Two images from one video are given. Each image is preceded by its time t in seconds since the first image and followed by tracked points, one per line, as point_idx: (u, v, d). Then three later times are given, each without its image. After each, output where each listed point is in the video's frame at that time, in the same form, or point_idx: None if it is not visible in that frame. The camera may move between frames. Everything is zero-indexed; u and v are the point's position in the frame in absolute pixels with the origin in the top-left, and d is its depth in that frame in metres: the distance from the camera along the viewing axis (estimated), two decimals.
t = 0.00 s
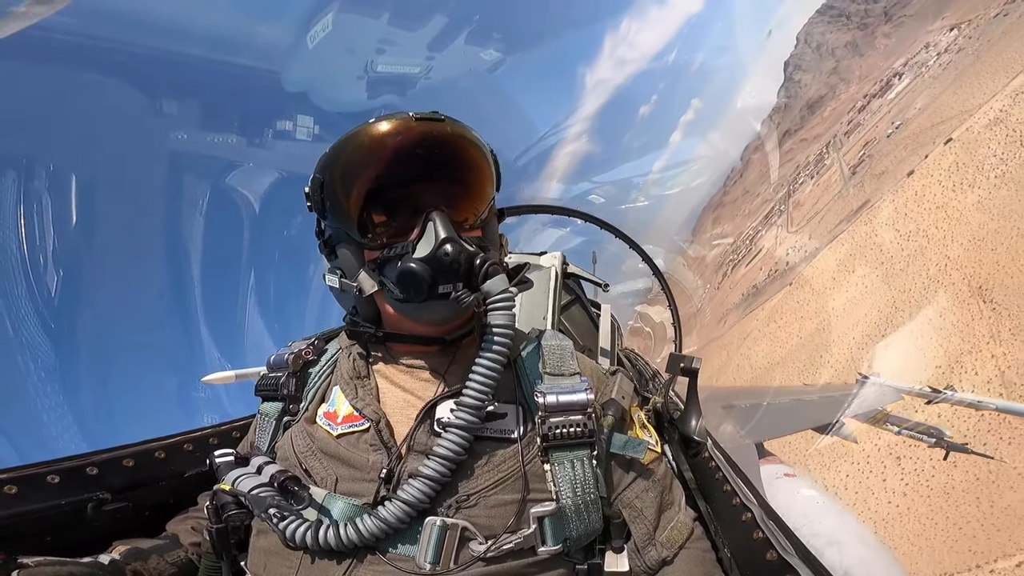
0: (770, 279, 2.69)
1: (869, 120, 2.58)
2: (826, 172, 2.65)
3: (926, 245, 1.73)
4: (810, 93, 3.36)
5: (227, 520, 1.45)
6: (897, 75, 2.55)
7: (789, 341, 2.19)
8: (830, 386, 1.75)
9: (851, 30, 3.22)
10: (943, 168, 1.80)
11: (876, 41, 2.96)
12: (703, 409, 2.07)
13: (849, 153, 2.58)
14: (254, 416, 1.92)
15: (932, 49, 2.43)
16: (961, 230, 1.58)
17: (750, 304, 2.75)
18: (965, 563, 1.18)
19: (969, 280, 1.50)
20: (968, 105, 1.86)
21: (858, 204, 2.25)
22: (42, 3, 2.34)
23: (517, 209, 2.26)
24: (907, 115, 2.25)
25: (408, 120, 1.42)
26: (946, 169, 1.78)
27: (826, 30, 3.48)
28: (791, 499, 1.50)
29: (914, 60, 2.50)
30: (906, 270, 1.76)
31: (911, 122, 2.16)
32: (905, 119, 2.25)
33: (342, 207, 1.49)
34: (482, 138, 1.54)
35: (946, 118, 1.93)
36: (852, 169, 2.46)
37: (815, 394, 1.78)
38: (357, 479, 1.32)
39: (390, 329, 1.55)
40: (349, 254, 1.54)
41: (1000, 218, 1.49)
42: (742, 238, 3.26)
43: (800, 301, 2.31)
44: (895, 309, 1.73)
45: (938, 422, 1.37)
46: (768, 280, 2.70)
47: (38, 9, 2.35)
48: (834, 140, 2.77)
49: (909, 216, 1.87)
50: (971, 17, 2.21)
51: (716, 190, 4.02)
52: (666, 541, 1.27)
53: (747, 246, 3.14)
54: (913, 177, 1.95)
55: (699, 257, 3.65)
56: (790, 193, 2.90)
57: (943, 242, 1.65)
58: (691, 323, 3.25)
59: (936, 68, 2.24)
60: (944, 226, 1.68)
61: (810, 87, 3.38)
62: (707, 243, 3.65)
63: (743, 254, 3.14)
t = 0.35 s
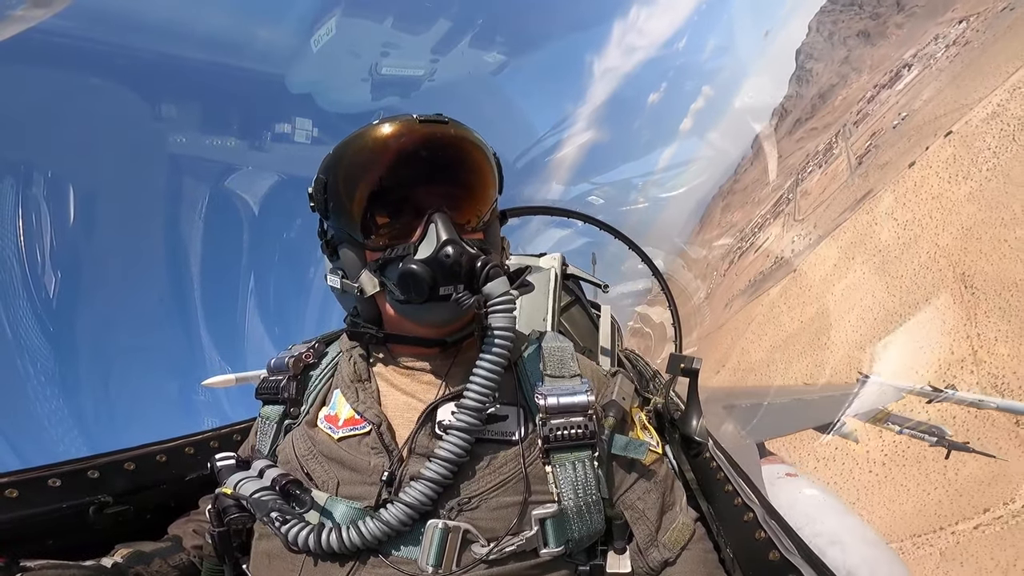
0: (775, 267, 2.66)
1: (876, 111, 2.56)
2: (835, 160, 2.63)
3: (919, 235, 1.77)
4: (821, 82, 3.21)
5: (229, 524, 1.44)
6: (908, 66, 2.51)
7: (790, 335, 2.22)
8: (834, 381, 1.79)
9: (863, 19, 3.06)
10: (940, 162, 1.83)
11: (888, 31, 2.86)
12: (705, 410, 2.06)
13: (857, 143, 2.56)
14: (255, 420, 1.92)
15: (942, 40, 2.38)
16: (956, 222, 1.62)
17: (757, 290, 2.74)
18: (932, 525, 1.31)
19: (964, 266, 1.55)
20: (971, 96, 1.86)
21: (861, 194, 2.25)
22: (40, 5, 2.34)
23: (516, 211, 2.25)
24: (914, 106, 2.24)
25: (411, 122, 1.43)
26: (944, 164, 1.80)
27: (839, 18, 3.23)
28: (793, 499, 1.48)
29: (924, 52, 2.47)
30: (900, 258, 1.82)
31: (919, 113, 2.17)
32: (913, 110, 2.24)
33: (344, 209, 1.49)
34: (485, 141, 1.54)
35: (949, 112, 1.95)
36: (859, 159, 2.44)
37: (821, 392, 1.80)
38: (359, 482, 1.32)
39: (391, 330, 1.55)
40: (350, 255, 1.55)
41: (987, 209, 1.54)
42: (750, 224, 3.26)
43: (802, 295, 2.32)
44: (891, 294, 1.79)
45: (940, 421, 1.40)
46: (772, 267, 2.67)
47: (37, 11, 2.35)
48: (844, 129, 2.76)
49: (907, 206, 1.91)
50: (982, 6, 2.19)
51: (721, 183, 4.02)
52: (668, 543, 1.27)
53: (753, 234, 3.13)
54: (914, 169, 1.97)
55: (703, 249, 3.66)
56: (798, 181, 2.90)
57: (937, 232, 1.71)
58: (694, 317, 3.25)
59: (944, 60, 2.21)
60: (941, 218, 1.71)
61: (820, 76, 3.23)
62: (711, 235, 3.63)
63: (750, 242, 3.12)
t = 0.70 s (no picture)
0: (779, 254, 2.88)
1: (888, 100, 2.77)
2: (844, 150, 2.88)
3: (910, 227, 2.04)
4: (833, 70, 3.52)
5: (229, 527, 1.45)
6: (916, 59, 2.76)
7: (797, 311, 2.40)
8: (835, 356, 1.95)
9: (874, 9, 3.45)
10: (939, 154, 2.03)
11: (901, 22, 3.19)
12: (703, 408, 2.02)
13: (865, 133, 2.80)
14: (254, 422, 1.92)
15: (953, 31, 2.59)
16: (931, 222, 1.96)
17: (762, 275, 2.90)
18: (903, 491, 1.46)
19: (875, 262, 2.13)
20: (980, 87, 2.02)
21: (865, 183, 2.49)
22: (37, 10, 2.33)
23: (512, 212, 2.25)
24: (920, 98, 2.47)
25: (379, 128, 1.41)
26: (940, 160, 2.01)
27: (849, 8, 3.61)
28: (793, 500, 1.47)
29: (935, 45, 2.68)
30: (896, 246, 2.06)
31: (924, 104, 2.39)
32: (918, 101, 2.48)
33: (326, 219, 1.50)
34: (466, 138, 1.51)
35: (951, 104, 2.16)
36: (866, 148, 2.68)
37: (825, 368, 1.94)
38: (359, 484, 1.32)
39: (381, 335, 1.55)
40: (336, 263, 1.56)
41: (977, 200, 1.76)
42: (758, 212, 3.41)
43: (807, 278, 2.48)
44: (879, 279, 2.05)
45: (939, 420, 1.46)
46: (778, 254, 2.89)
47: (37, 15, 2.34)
48: (855, 119, 3.01)
49: (907, 196, 2.14)
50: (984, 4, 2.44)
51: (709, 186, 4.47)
52: (670, 543, 1.27)
53: (761, 220, 3.31)
54: (919, 159, 2.15)
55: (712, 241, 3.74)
56: (807, 168, 3.09)
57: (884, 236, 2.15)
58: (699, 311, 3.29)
59: (952, 52, 2.43)
60: (934, 209, 1.98)
61: (835, 64, 3.54)
62: (720, 228, 3.76)
63: (758, 226, 3.30)
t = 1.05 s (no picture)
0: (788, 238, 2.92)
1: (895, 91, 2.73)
2: (853, 138, 2.86)
3: (908, 214, 2.09)
4: (847, 57, 3.35)
5: (228, 528, 1.45)
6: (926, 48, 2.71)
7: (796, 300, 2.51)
8: (835, 345, 2.05)
9: None
10: (939, 146, 2.08)
11: (915, 11, 2.99)
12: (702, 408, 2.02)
13: (872, 123, 2.77)
14: (253, 424, 1.91)
15: (963, 23, 2.49)
16: (925, 210, 2.03)
17: (763, 267, 2.98)
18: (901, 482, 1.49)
19: (874, 253, 2.20)
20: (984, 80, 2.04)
21: (869, 172, 2.51)
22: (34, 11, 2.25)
23: (512, 213, 2.25)
24: (927, 90, 2.42)
25: (371, 130, 1.41)
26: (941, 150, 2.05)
27: None
28: (794, 499, 1.47)
29: (946, 34, 2.60)
30: (892, 236, 2.14)
31: (931, 95, 2.35)
32: (928, 90, 2.41)
33: (320, 221, 1.50)
34: (459, 138, 1.51)
35: (957, 95, 2.15)
36: (873, 137, 2.67)
37: (826, 356, 2.03)
38: (358, 485, 1.31)
39: (378, 336, 1.54)
40: (332, 265, 1.55)
41: (969, 190, 1.84)
42: (769, 198, 3.43)
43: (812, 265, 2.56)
44: (875, 268, 2.14)
45: (939, 418, 1.46)
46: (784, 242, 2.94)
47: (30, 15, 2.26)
48: (864, 107, 2.94)
49: (907, 184, 2.18)
50: None
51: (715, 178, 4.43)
52: (668, 544, 1.27)
53: (771, 207, 3.32)
54: (918, 149, 2.18)
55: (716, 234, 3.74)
56: (817, 155, 3.09)
57: (882, 227, 2.22)
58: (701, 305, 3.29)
59: (961, 44, 2.36)
60: (929, 198, 2.03)
61: (847, 53, 3.35)
62: (727, 217, 3.77)
63: (767, 213, 3.31)
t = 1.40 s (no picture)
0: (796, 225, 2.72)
1: (900, 87, 2.41)
2: (861, 126, 2.51)
3: (904, 205, 1.96)
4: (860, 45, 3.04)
5: (230, 529, 1.45)
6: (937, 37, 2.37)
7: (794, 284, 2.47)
8: (832, 343, 2.00)
9: None
10: (942, 136, 1.92)
11: None
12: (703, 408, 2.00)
13: (882, 112, 2.46)
14: (254, 425, 1.91)
15: (976, 13, 2.18)
16: (920, 199, 1.91)
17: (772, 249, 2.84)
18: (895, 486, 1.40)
19: (869, 241, 2.12)
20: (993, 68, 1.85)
21: (872, 161, 2.31)
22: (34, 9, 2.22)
23: (512, 214, 2.25)
24: (935, 80, 2.17)
25: (378, 131, 1.41)
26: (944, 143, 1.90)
27: None
28: (795, 501, 1.49)
29: (959, 23, 2.28)
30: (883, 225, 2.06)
31: (937, 86, 2.11)
32: (934, 84, 2.16)
33: (325, 223, 1.50)
34: (465, 140, 1.51)
35: (962, 86, 1.96)
36: (880, 127, 2.39)
37: (831, 345, 2.01)
38: (360, 488, 1.31)
39: (383, 338, 1.55)
40: (336, 267, 1.55)
41: (961, 180, 1.71)
42: (778, 186, 3.15)
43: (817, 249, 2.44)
44: (872, 259, 2.06)
45: (940, 420, 1.38)
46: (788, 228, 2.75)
47: (30, 15, 2.22)
48: (874, 95, 2.61)
49: (907, 174, 2.03)
50: None
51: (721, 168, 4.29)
52: (670, 546, 1.26)
53: (779, 193, 3.08)
54: (922, 140, 2.02)
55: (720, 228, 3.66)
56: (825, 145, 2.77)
57: (878, 218, 2.10)
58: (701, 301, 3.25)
59: (972, 34, 2.10)
60: (927, 186, 1.92)
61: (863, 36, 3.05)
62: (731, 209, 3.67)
63: (775, 200, 3.08)
